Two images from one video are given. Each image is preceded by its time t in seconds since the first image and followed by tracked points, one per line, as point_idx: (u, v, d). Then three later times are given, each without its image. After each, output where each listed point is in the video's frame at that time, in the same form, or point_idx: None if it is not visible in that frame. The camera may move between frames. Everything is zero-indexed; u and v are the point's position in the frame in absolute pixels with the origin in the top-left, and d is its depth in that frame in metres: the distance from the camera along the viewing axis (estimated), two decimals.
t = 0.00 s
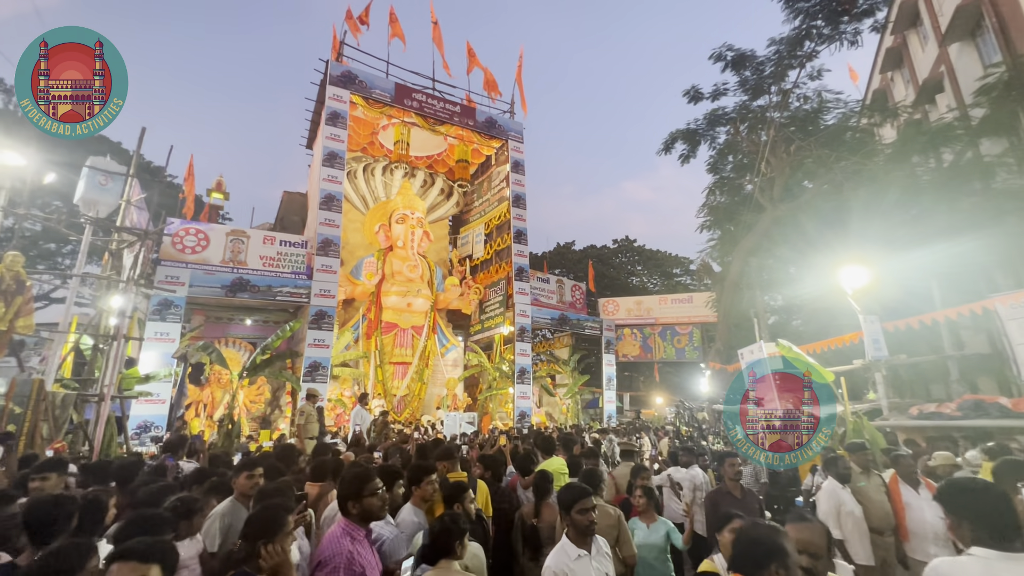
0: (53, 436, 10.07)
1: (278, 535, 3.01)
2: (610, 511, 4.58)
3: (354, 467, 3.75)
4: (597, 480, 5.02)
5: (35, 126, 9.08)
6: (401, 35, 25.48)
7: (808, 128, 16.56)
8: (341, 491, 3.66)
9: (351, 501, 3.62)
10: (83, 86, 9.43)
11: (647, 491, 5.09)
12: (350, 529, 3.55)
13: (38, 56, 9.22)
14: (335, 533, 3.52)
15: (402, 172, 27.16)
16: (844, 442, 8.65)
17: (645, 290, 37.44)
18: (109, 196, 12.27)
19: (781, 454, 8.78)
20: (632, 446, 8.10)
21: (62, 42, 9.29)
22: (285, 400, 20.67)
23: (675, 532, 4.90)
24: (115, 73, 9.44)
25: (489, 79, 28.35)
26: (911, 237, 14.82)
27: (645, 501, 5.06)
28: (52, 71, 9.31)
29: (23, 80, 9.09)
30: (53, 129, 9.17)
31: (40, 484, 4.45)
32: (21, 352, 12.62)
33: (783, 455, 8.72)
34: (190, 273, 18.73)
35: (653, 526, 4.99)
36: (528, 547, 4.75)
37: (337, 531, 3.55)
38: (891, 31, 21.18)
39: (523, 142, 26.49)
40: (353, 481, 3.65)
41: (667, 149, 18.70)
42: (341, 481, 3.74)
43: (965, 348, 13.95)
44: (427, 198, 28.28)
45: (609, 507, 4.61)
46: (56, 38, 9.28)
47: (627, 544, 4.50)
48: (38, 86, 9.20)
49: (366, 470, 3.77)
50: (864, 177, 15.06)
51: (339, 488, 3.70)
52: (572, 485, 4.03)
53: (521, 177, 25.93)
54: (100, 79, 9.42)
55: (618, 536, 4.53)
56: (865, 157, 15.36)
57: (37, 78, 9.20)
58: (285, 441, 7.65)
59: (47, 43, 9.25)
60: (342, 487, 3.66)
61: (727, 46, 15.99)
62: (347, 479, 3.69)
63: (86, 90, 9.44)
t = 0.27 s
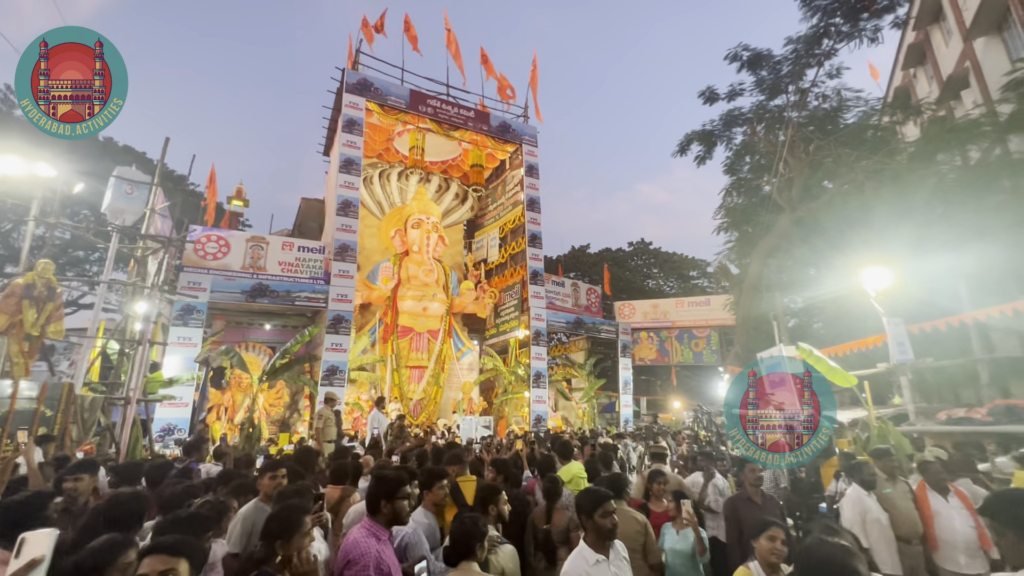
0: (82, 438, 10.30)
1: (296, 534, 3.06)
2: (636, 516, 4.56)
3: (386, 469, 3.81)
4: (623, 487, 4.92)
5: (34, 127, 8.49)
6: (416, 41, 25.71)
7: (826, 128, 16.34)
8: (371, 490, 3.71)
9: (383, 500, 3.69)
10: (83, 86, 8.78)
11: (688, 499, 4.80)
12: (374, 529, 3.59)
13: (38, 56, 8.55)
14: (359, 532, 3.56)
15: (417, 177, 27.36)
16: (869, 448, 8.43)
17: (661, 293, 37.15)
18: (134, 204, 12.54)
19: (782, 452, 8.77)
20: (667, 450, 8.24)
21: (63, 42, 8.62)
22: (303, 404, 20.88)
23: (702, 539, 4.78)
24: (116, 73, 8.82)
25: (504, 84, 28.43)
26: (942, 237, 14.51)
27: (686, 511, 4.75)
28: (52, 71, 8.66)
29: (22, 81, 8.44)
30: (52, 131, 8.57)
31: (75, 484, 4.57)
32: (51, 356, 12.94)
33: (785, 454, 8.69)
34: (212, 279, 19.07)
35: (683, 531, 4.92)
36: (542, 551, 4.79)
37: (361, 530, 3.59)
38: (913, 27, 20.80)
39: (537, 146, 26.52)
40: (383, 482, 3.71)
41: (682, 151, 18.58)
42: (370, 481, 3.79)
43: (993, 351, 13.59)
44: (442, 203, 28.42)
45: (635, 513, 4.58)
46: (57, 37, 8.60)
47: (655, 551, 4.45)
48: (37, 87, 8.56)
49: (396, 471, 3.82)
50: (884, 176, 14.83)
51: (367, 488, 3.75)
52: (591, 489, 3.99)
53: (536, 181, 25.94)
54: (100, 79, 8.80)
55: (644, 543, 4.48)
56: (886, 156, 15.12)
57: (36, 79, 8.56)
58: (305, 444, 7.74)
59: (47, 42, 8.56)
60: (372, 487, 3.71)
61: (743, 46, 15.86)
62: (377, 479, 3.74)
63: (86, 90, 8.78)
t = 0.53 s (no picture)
0: (107, 440, 10.47)
1: (315, 533, 3.05)
2: (671, 522, 4.35)
3: (412, 470, 3.76)
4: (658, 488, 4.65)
5: (35, 127, 9.10)
6: (429, 47, 25.83)
7: (845, 126, 16.08)
8: (395, 491, 3.68)
9: (409, 501, 3.66)
10: (84, 86, 9.39)
11: (714, 502, 5.00)
12: (397, 528, 3.58)
13: (38, 55, 9.16)
14: (382, 530, 3.55)
15: (430, 181, 27.43)
16: (894, 453, 8.21)
17: (676, 295, 36.82)
18: (157, 212, 12.75)
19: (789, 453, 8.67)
20: (692, 454, 8.16)
21: (62, 42, 9.22)
22: (320, 407, 21.01)
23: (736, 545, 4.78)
24: (115, 74, 9.40)
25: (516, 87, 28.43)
26: (967, 236, 14.19)
27: (712, 512, 4.97)
28: (53, 71, 9.27)
29: (22, 81, 9.04)
30: (53, 130, 9.18)
31: (105, 486, 4.59)
32: (77, 361, 13.19)
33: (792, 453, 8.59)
34: (230, 284, 19.31)
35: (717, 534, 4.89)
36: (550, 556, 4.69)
37: (384, 529, 3.58)
38: (933, 22, 20.43)
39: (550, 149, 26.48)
40: (408, 483, 3.67)
41: (697, 152, 18.43)
42: (394, 481, 3.76)
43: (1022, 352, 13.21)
44: (455, 207, 28.48)
45: (669, 517, 4.38)
46: (57, 37, 9.21)
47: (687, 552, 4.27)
48: (37, 87, 9.17)
49: (421, 473, 3.79)
50: (906, 174, 14.55)
51: (391, 489, 3.73)
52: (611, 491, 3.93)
53: (549, 184, 25.88)
54: (101, 79, 9.37)
55: (677, 544, 4.27)
56: (907, 153, 14.83)
57: (37, 79, 9.16)
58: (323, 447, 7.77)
59: (47, 42, 9.18)
60: (397, 487, 3.67)
61: (758, 45, 15.69)
62: (402, 480, 3.71)
63: (87, 90, 9.39)
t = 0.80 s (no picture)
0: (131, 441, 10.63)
1: (341, 531, 3.03)
2: (698, 522, 4.25)
3: (436, 472, 3.75)
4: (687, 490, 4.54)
5: (33, 127, 8.42)
6: (442, 52, 25.92)
7: (865, 123, 15.81)
8: (419, 491, 3.66)
9: (433, 501, 3.64)
10: (83, 85, 8.67)
11: (736, 505, 4.92)
12: (423, 528, 3.55)
13: (37, 55, 8.42)
14: (409, 530, 3.55)
15: (444, 185, 27.51)
16: (918, 458, 8.00)
17: (691, 297, 36.49)
18: (178, 218, 12.93)
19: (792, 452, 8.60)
20: (712, 456, 7.96)
21: (62, 41, 8.50)
22: (336, 410, 21.15)
23: (755, 546, 4.70)
24: (115, 72, 8.68)
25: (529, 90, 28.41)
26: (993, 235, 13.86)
27: (734, 514, 4.89)
28: (52, 70, 8.53)
29: (20, 79, 8.29)
30: (51, 130, 8.51)
31: (135, 486, 4.63)
32: (100, 364, 13.41)
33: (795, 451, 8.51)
34: (249, 288, 19.53)
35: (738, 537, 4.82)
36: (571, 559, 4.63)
37: (411, 529, 3.56)
38: (954, 17, 19.99)
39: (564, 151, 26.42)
40: (433, 484, 3.65)
41: (712, 152, 18.23)
42: (419, 482, 3.74)
43: None
44: (468, 210, 28.51)
45: (696, 519, 4.27)
46: (56, 36, 8.48)
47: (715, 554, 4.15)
48: (36, 86, 8.43)
49: (445, 474, 3.76)
50: (928, 172, 14.24)
51: (416, 489, 3.71)
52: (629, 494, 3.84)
53: (562, 186, 25.81)
54: (100, 78, 8.66)
55: (706, 545, 4.17)
56: (931, 150, 14.52)
57: (35, 78, 8.43)
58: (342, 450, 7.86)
59: (47, 41, 8.44)
60: (422, 487, 3.66)
61: (774, 43, 15.47)
62: (427, 481, 3.69)
63: (87, 90, 8.72)
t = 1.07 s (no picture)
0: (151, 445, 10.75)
1: (371, 531, 3.05)
2: (716, 527, 4.14)
3: (467, 476, 3.78)
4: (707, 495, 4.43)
5: (35, 127, 8.34)
6: (453, 58, 26.02)
7: (882, 123, 15.56)
8: (450, 495, 3.68)
9: (463, 504, 3.66)
10: (83, 86, 8.52)
11: (751, 509, 4.68)
12: (450, 528, 3.51)
13: (38, 56, 8.27)
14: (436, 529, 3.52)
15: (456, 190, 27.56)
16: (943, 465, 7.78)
17: (705, 300, 36.14)
18: (197, 225, 13.05)
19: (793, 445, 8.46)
20: (724, 462, 7.81)
21: (63, 41, 8.30)
22: (351, 414, 21.20)
23: (771, 549, 4.48)
24: (116, 73, 8.51)
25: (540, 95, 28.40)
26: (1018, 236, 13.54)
27: (748, 519, 4.65)
28: (52, 71, 8.39)
29: (21, 80, 8.20)
30: (52, 130, 8.41)
31: (158, 489, 4.63)
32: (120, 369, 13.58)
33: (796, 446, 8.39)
34: (265, 293, 19.70)
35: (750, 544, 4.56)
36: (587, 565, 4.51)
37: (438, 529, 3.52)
38: (973, 14, 19.62)
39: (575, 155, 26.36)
40: (463, 487, 3.68)
41: (726, 154, 18.06)
42: (451, 486, 3.78)
43: None
44: (480, 215, 28.51)
45: (715, 524, 4.16)
46: (56, 36, 8.27)
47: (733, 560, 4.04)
48: (37, 86, 8.32)
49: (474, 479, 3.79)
50: (950, 172, 14.01)
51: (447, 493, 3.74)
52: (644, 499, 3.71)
53: (574, 190, 25.74)
54: (101, 79, 8.49)
55: (724, 552, 4.06)
56: (951, 150, 14.26)
57: (36, 79, 8.30)
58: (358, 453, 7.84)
59: (47, 42, 8.25)
60: (452, 489, 3.69)
61: (788, 44, 15.31)
62: (458, 484, 3.72)
63: (87, 90, 8.55)
